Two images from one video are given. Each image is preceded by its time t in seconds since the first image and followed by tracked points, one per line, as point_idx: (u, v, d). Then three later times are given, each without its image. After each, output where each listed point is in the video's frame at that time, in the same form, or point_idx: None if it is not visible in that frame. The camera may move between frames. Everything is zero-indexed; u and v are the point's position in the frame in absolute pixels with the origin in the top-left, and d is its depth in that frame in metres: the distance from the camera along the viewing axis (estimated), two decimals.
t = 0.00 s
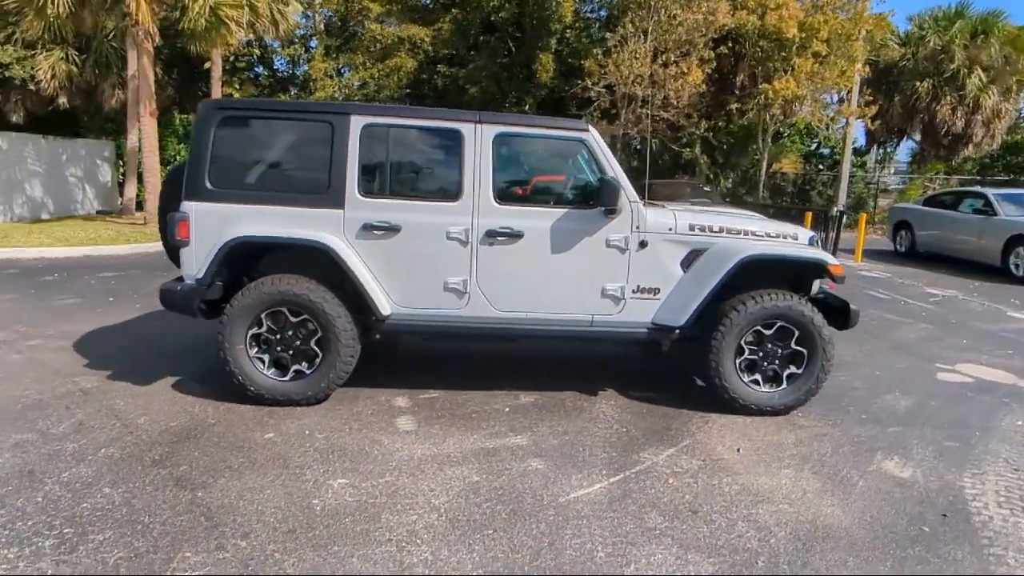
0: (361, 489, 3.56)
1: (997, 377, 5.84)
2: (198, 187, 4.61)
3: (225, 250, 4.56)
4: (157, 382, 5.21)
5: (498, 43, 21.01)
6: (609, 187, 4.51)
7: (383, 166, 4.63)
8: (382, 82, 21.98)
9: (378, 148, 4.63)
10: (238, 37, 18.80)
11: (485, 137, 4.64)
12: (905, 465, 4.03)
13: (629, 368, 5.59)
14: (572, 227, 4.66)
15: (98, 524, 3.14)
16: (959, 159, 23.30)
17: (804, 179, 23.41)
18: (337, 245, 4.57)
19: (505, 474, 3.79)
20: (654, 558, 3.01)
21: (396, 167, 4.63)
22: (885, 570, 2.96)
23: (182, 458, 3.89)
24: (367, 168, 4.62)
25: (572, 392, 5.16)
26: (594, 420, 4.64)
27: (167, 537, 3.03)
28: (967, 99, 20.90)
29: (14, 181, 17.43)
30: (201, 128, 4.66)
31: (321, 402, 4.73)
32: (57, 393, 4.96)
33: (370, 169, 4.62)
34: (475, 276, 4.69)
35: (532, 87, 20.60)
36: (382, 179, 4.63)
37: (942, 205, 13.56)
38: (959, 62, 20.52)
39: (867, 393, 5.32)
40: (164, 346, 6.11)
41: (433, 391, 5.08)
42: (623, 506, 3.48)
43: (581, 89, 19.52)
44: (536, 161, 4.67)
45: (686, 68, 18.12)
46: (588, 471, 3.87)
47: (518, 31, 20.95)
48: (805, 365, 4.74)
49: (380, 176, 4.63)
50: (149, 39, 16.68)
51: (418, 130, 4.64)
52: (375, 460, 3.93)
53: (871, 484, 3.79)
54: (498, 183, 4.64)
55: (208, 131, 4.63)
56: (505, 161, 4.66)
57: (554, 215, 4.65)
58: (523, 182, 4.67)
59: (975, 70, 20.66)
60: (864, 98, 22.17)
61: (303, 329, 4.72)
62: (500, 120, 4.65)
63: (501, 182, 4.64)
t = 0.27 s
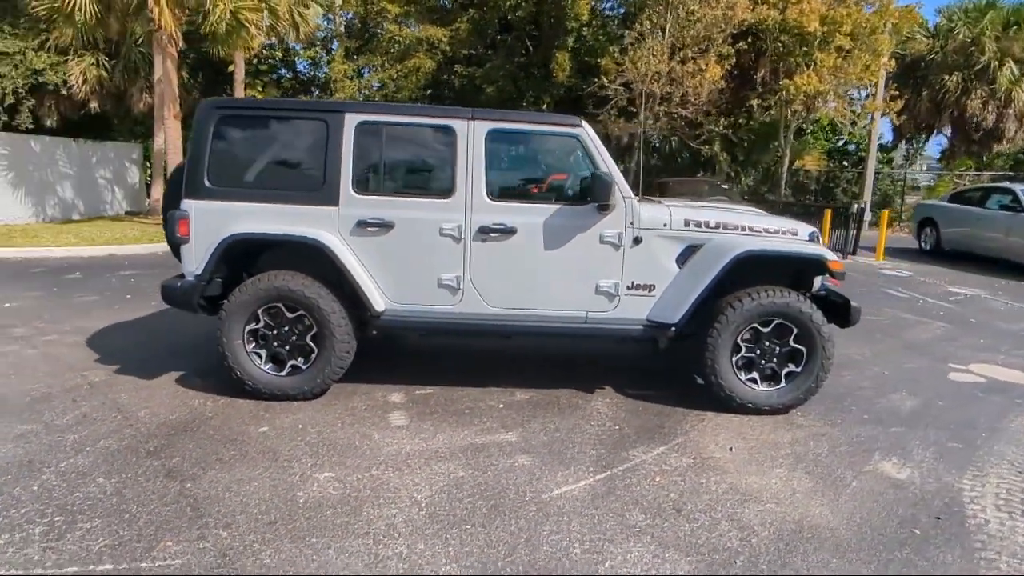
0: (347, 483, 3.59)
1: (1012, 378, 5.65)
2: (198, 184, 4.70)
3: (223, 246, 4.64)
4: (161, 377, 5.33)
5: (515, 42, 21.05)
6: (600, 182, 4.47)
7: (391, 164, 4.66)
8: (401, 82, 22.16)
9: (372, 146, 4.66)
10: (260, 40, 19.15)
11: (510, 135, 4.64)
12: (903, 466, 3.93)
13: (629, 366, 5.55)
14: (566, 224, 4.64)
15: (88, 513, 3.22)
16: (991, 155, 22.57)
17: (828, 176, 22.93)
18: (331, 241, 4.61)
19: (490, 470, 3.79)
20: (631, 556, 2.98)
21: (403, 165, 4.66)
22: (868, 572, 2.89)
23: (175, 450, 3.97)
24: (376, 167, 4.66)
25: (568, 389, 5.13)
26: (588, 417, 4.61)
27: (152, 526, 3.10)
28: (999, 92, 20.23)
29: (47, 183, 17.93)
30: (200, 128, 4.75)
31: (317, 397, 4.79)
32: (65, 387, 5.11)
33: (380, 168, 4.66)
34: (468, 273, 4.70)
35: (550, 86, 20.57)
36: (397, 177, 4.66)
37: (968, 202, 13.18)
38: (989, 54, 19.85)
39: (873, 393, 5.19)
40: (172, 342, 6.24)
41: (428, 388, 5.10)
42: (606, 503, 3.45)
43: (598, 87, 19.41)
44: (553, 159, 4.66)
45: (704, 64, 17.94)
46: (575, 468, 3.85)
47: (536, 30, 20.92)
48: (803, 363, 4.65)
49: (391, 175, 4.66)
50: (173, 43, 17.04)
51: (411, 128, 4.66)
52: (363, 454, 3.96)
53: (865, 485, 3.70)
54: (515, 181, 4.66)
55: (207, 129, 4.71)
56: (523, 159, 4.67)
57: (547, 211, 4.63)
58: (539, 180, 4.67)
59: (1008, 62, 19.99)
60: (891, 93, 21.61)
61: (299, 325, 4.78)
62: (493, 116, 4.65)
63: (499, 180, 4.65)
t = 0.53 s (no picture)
0: (331, 482, 3.63)
1: None
2: (198, 187, 4.79)
3: (221, 248, 4.73)
4: (166, 375, 5.45)
5: (532, 42, 21.16)
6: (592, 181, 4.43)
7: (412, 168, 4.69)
8: (419, 83, 22.29)
9: (365, 148, 4.70)
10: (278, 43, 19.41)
11: (525, 136, 4.63)
12: (899, 473, 3.82)
13: (628, 368, 5.51)
14: (558, 225, 4.62)
15: (77, 509, 3.31)
16: None
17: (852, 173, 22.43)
18: (326, 242, 4.66)
19: (474, 471, 3.79)
20: (606, 560, 2.95)
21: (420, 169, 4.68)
22: None
23: (169, 447, 4.05)
24: (396, 169, 4.70)
25: (564, 391, 5.12)
26: (579, 420, 4.58)
27: (136, 523, 3.17)
28: None
29: (77, 185, 18.39)
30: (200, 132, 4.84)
31: (313, 396, 4.84)
32: (73, 384, 5.25)
33: (399, 171, 4.70)
34: (461, 274, 4.71)
35: (567, 86, 20.56)
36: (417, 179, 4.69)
37: (995, 200, 12.77)
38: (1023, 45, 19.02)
39: (876, 398, 5.07)
40: (179, 341, 6.37)
41: (425, 388, 5.12)
42: (586, 506, 3.42)
43: (615, 86, 19.28)
44: (560, 160, 4.64)
45: (723, 62, 17.73)
46: (560, 470, 3.82)
47: (553, 30, 20.91)
48: (801, 367, 4.56)
49: (411, 177, 4.69)
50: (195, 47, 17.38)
51: (403, 129, 4.68)
52: (351, 454, 3.99)
53: (855, 492, 3.61)
54: (531, 182, 4.65)
55: (206, 133, 4.80)
56: (540, 159, 4.65)
57: (539, 212, 4.62)
58: (556, 180, 4.65)
59: None
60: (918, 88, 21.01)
61: (295, 325, 4.83)
62: (485, 116, 4.64)
63: (500, 181, 4.65)
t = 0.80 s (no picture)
0: (317, 482, 3.65)
1: None
2: (198, 189, 4.88)
3: (220, 249, 4.80)
4: (171, 373, 5.55)
5: (551, 43, 21.10)
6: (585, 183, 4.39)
7: (428, 169, 4.69)
8: (437, 84, 22.38)
9: (361, 150, 4.72)
10: (297, 46, 19.64)
11: (521, 138, 4.61)
12: (897, 482, 3.71)
13: (628, 371, 5.46)
14: (552, 226, 4.59)
15: (69, 504, 3.38)
16: None
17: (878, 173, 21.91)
18: (321, 244, 4.70)
19: (461, 474, 3.78)
20: (582, 566, 2.91)
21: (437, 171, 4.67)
22: None
23: (164, 445, 4.12)
24: (411, 171, 4.70)
25: (560, 394, 5.08)
26: (573, 423, 4.54)
27: (123, 519, 3.23)
28: None
29: (105, 187, 18.86)
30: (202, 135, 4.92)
31: (309, 397, 4.88)
32: (81, 381, 5.38)
33: (414, 173, 4.70)
34: (455, 275, 4.71)
35: (585, 86, 20.46)
36: (432, 180, 4.67)
37: None
38: None
39: (881, 404, 4.93)
40: (187, 340, 6.49)
41: (421, 390, 5.13)
42: (569, 511, 3.38)
43: (633, 85, 19.12)
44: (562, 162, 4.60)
45: (741, 60, 17.51)
46: (546, 474, 3.80)
47: (572, 30, 20.84)
48: (800, 372, 4.47)
49: (427, 178, 4.68)
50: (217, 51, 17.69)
51: (398, 131, 4.70)
52: (340, 454, 4.01)
53: (849, 501, 3.52)
54: (546, 183, 4.61)
55: (206, 136, 4.88)
56: (556, 160, 4.61)
57: (533, 214, 4.60)
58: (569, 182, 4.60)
59: None
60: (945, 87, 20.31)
61: (292, 326, 4.88)
62: (481, 119, 4.64)
63: (501, 182, 4.64)
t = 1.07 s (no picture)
0: (299, 477, 3.66)
1: None
2: (194, 185, 4.92)
3: (214, 245, 4.84)
4: (170, 368, 5.62)
5: (566, 42, 21.03)
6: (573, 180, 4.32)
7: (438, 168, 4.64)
8: (452, 85, 22.48)
9: (352, 146, 4.73)
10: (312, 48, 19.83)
11: (512, 134, 4.57)
12: (891, 486, 3.59)
13: (624, 371, 5.39)
14: (543, 223, 4.55)
15: (53, 495, 3.42)
16: None
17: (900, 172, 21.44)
18: (313, 241, 4.72)
19: (444, 471, 3.75)
20: (553, 566, 2.86)
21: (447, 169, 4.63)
22: None
23: (154, 438, 4.16)
24: (420, 168, 4.66)
25: (553, 392, 5.02)
26: (562, 422, 4.49)
27: (103, 510, 3.26)
28: None
29: (127, 187, 19.23)
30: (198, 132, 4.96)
31: (301, 392, 4.90)
32: (82, 375, 5.46)
33: (423, 170, 4.66)
34: (446, 272, 4.69)
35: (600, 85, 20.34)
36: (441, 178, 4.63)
37: None
38: None
39: (883, 407, 4.80)
40: (189, 337, 6.56)
41: (413, 387, 5.11)
42: (547, 511, 3.33)
43: (648, 84, 18.96)
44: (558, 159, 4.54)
45: (758, 58, 17.27)
46: (530, 472, 3.76)
47: (587, 29, 20.76)
48: (796, 372, 4.36)
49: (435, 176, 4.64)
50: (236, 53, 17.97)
51: (389, 127, 4.69)
52: (325, 450, 4.01)
53: (839, 505, 3.41)
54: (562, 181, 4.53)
55: (202, 133, 4.91)
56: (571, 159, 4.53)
57: (523, 210, 4.56)
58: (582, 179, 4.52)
59: None
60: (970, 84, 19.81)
61: (285, 322, 4.90)
62: (472, 115, 4.62)
63: (501, 179, 4.60)
